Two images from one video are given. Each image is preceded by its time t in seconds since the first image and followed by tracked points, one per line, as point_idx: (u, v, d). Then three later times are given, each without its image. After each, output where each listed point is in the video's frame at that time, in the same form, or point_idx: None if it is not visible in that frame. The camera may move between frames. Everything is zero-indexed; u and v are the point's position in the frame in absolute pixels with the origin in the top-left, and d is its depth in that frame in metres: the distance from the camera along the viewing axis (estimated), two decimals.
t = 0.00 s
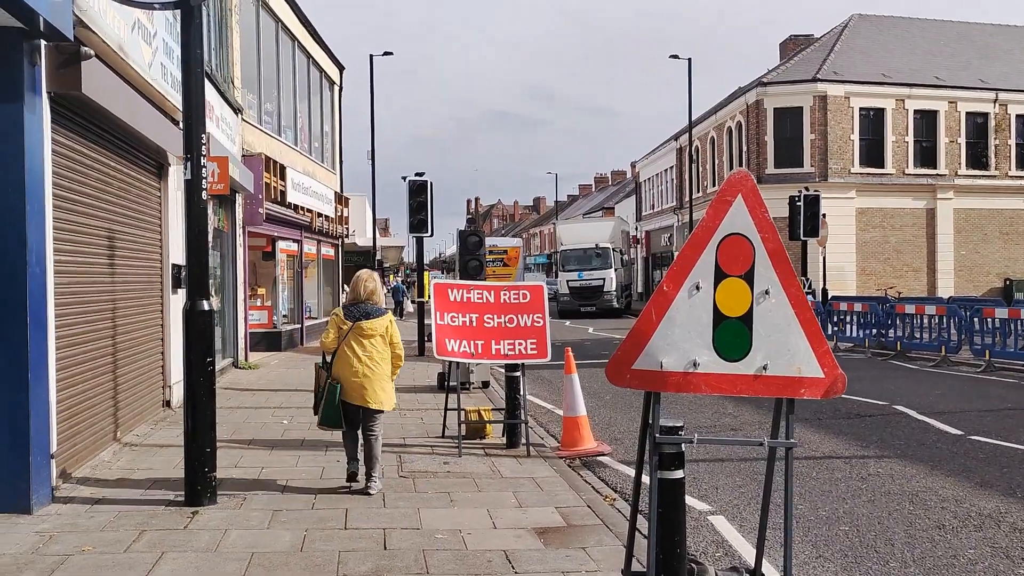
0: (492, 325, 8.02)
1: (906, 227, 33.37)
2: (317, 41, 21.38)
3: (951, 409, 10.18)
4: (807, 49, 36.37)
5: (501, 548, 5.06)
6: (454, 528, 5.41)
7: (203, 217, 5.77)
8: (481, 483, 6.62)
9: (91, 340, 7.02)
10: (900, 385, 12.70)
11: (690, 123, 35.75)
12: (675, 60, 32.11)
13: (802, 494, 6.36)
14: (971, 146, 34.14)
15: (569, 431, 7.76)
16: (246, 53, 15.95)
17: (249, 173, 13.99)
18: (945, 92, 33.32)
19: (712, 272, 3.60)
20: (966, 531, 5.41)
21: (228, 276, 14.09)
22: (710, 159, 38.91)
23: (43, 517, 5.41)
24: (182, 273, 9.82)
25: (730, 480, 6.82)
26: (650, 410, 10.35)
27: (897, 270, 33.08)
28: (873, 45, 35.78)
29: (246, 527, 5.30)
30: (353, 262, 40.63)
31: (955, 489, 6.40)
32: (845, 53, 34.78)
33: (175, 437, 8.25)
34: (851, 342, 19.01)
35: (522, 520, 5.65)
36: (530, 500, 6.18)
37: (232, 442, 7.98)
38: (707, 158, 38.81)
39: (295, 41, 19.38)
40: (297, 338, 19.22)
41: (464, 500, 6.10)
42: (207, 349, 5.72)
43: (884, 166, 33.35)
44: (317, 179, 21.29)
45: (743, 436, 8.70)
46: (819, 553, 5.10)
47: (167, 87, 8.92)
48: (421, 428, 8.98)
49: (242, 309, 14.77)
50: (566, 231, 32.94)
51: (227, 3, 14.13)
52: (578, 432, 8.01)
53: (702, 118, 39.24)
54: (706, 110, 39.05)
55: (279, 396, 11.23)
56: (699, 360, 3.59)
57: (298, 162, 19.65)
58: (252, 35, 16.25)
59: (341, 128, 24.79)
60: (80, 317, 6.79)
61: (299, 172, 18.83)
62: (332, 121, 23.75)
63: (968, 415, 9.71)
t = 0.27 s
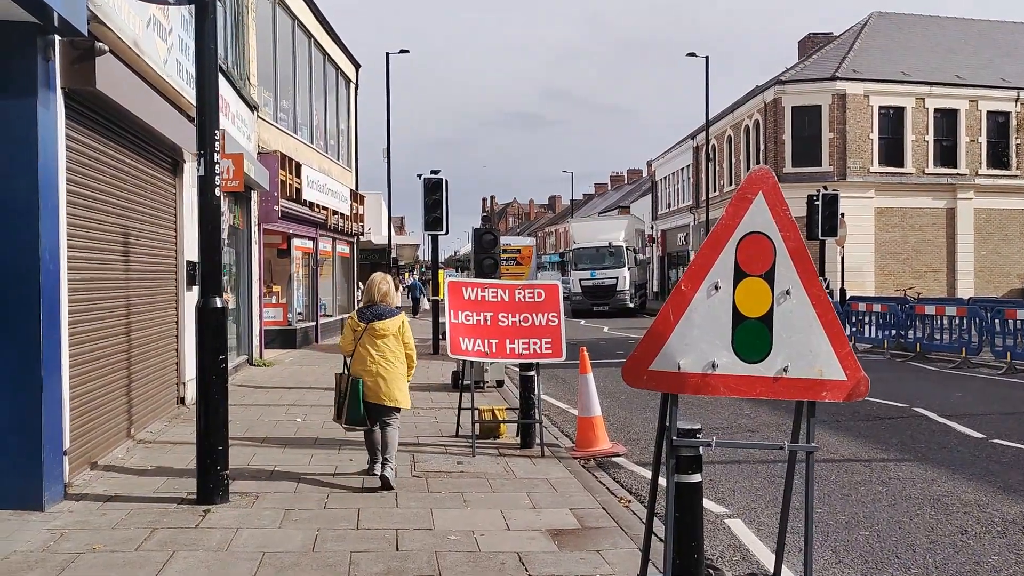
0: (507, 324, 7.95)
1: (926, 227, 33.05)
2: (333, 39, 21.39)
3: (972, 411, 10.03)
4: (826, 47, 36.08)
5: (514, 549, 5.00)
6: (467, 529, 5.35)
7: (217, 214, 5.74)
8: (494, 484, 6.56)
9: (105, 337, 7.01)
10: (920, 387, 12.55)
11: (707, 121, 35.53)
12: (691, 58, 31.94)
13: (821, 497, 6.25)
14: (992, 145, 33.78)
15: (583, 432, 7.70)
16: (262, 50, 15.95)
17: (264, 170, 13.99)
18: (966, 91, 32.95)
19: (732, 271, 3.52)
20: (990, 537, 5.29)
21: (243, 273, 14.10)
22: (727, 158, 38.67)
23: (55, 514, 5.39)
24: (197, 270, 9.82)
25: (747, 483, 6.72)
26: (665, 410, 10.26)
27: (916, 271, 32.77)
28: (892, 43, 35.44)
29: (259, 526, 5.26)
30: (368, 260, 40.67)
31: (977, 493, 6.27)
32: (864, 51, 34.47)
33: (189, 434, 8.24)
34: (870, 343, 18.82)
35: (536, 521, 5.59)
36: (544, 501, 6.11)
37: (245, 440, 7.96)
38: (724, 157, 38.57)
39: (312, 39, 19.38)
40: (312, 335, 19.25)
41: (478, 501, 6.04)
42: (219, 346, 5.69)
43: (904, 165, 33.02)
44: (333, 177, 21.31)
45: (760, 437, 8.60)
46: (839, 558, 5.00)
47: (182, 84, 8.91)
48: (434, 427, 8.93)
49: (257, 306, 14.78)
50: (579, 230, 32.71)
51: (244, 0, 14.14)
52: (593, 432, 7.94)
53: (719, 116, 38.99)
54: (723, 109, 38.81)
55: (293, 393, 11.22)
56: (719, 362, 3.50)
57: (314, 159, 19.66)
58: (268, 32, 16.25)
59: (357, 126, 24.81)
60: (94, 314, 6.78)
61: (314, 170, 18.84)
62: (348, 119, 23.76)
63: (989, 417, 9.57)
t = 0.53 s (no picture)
0: (522, 323, 7.88)
1: (942, 227, 32.76)
2: (347, 36, 21.37)
3: (993, 414, 9.88)
4: (842, 45, 35.80)
5: (529, 551, 4.94)
6: (481, 531, 5.29)
7: (231, 210, 5.68)
8: (509, 484, 6.51)
9: (118, 332, 6.97)
10: (938, 389, 12.39)
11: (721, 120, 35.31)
12: (706, 56, 31.75)
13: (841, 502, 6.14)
14: (1009, 145, 33.44)
15: (597, 432, 7.65)
16: (276, 47, 15.93)
17: (278, 167, 13.95)
18: (984, 90, 32.63)
19: (756, 271, 3.43)
20: (1014, 543, 5.18)
21: (256, 270, 14.10)
22: (741, 157, 38.45)
23: (67, 510, 5.36)
24: (210, 266, 9.79)
25: (764, 486, 6.63)
26: (679, 411, 10.17)
27: (932, 272, 32.50)
28: (909, 42, 35.14)
29: (272, 525, 5.21)
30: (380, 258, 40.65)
31: (1000, 499, 6.15)
32: (881, 50, 34.18)
33: (202, 431, 8.21)
34: (886, 344, 18.63)
35: (552, 523, 5.52)
36: (559, 503, 6.04)
37: (257, 438, 7.92)
38: (738, 156, 38.35)
39: (326, 36, 19.35)
40: (324, 332, 19.24)
41: (492, 501, 5.98)
42: (233, 343, 5.65)
43: (920, 165, 32.72)
44: (346, 174, 21.30)
45: (776, 439, 8.50)
46: (862, 565, 4.90)
47: (197, 79, 8.87)
48: (447, 425, 8.87)
49: (271, 303, 14.78)
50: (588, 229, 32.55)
51: None
52: (608, 432, 7.87)
53: (734, 115, 38.76)
54: (738, 107, 38.58)
55: (305, 391, 11.19)
56: (743, 363, 3.42)
57: (327, 156, 19.64)
58: (282, 28, 16.22)
59: (370, 124, 24.78)
60: (108, 309, 6.75)
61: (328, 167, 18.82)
62: (361, 116, 23.74)
63: (1010, 421, 9.42)
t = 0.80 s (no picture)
0: (536, 325, 7.80)
1: (952, 229, 32.56)
2: (356, 36, 21.32)
3: (1011, 418, 9.76)
4: (851, 46, 35.63)
5: (547, 559, 4.85)
6: (498, 537, 5.21)
7: (244, 211, 5.61)
8: (524, 489, 6.42)
9: (129, 334, 6.91)
10: (954, 392, 12.26)
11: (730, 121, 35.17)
12: (715, 57, 31.62)
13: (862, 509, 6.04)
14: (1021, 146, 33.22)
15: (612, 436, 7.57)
16: (286, 48, 15.89)
17: (288, 168, 13.89)
18: (994, 91, 32.44)
19: (787, 274, 3.34)
20: None
21: (266, 272, 14.06)
22: (750, 158, 38.30)
23: (78, 515, 5.30)
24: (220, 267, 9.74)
25: (783, 491, 6.53)
26: (693, 415, 10.08)
27: (943, 274, 32.31)
28: (919, 42, 34.97)
29: (286, 531, 5.15)
30: (388, 259, 40.60)
31: None
32: (891, 50, 34.01)
33: (213, 433, 8.15)
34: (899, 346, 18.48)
35: (569, 529, 5.44)
36: (575, 508, 5.96)
37: (269, 441, 7.86)
38: (747, 158, 38.19)
39: (335, 37, 19.30)
40: (333, 334, 19.19)
41: (507, 507, 5.90)
42: (247, 347, 5.58)
43: (931, 166, 32.52)
44: (355, 175, 21.25)
45: (793, 443, 8.39)
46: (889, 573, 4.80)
47: (208, 80, 8.82)
48: (460, 429, 8.79)
49: (280, 305, 14.73)
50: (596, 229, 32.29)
51: None
52: (623, 436, 7.78)
53: (742, 116, 38.62)
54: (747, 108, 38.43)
55: (316, 393, 11.12)
56: (773, 369, 3.33)
57: (336, 157, 19.59)
58: (292, 30, 16.19)
59: (379, 125, 24.74)
60: (119, 311, 6.69)
61: (337, 168, 18.76)
62: (370, 118, 23.68)
63: None
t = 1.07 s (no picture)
0: (547, 329, 7.72)
1: (957, 229, 32.44)
2: (360, 39, 21.24)
3: None
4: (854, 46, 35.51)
5: (567, 569, 4.77)
6: (515, 546, 5.12)
7: (255, 216, 5.54)
8: (538, 496, 6.34)
9: (137, 340, 6.84)
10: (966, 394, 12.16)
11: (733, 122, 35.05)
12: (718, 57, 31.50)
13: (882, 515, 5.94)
14: None
15: (625, 440, 7.50)
16: (290, 51, 15.82)
17: (293, 172, 13.81)
18: (999, 90, 32.32)
19: (818, 278, 3.25)
20: None
21: (272, 276, 13.99)
22: (753, 159, 38.19)
23: (88, 527, 5.21)
24: (228, 272, 9.66)
25: (800, 498, 6.43)
26: (704, 418, 9.99)
27: (948, 274, 32.18)
28: (922, 42, 34.86)
29: (300, 541, 5.07)
30: (391, 262, 40.50)
31: None
32: (894, 51, 33.91)
33: (222, 440, 8.06)
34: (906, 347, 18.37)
35: (587, 538, 5.35)
36: (592, 515, 5.88)
37: (279, 448, 7.77)
38: (751, 158, 38.09)
39: (338, 39, 19.22)
40: (339, 338, 19.11)
41: (523, 515, 5.81)
42: (258, 354, 5.51)
43: (935, 166, 32.40)
44: (359, 178, 21.17)
45: (808, 446, 8.29)
46: None
47: (215, 83, 8.74)
48: (471, 434, 8.71)
49: (285, 308, 14.65)
50: (600, 229, 32.16)
51: None
52: (635, 441, 7.69)
53: (745, 117, 38.51)
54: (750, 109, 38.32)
55: (323, 398, 11.04)
56: (805, 376, 3.24)
57: (340, 160, 19.50)
58: (296, 32, 16.11)
59: (382, 127, 24.65)
60: (127, 319, 6.61)
61: (341, 171, 18.67)
62: (373, 120, 23.60)
63: None
